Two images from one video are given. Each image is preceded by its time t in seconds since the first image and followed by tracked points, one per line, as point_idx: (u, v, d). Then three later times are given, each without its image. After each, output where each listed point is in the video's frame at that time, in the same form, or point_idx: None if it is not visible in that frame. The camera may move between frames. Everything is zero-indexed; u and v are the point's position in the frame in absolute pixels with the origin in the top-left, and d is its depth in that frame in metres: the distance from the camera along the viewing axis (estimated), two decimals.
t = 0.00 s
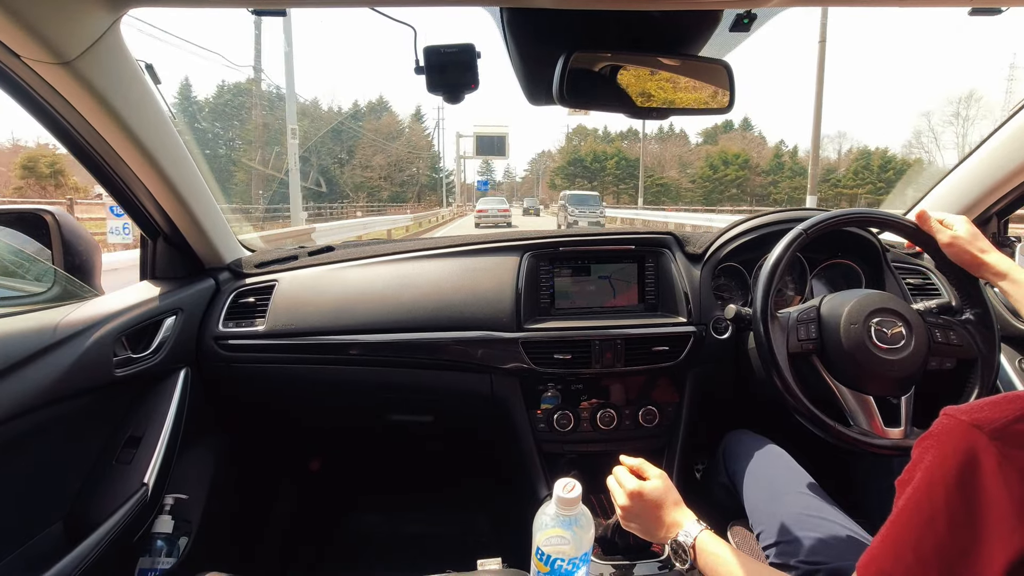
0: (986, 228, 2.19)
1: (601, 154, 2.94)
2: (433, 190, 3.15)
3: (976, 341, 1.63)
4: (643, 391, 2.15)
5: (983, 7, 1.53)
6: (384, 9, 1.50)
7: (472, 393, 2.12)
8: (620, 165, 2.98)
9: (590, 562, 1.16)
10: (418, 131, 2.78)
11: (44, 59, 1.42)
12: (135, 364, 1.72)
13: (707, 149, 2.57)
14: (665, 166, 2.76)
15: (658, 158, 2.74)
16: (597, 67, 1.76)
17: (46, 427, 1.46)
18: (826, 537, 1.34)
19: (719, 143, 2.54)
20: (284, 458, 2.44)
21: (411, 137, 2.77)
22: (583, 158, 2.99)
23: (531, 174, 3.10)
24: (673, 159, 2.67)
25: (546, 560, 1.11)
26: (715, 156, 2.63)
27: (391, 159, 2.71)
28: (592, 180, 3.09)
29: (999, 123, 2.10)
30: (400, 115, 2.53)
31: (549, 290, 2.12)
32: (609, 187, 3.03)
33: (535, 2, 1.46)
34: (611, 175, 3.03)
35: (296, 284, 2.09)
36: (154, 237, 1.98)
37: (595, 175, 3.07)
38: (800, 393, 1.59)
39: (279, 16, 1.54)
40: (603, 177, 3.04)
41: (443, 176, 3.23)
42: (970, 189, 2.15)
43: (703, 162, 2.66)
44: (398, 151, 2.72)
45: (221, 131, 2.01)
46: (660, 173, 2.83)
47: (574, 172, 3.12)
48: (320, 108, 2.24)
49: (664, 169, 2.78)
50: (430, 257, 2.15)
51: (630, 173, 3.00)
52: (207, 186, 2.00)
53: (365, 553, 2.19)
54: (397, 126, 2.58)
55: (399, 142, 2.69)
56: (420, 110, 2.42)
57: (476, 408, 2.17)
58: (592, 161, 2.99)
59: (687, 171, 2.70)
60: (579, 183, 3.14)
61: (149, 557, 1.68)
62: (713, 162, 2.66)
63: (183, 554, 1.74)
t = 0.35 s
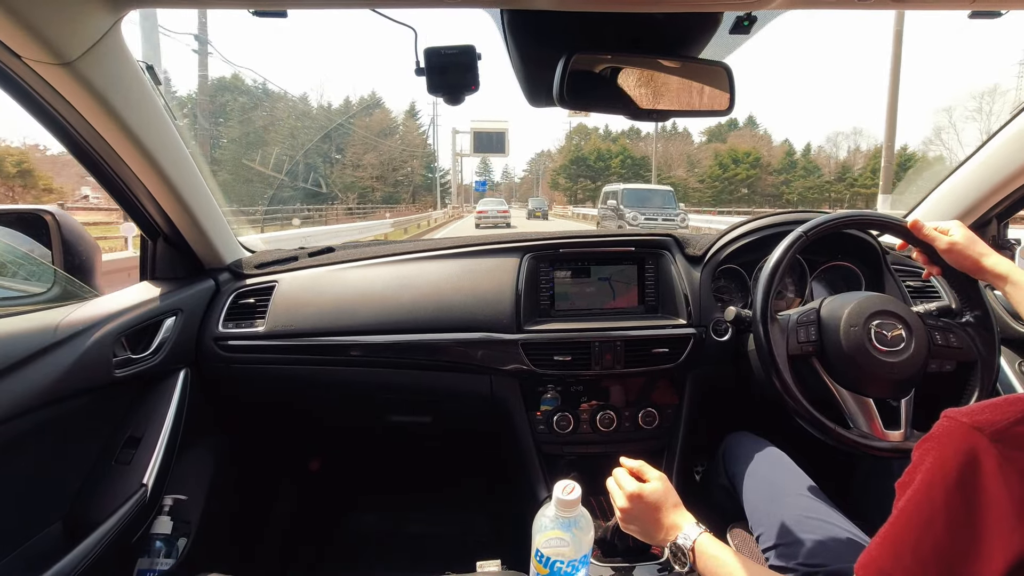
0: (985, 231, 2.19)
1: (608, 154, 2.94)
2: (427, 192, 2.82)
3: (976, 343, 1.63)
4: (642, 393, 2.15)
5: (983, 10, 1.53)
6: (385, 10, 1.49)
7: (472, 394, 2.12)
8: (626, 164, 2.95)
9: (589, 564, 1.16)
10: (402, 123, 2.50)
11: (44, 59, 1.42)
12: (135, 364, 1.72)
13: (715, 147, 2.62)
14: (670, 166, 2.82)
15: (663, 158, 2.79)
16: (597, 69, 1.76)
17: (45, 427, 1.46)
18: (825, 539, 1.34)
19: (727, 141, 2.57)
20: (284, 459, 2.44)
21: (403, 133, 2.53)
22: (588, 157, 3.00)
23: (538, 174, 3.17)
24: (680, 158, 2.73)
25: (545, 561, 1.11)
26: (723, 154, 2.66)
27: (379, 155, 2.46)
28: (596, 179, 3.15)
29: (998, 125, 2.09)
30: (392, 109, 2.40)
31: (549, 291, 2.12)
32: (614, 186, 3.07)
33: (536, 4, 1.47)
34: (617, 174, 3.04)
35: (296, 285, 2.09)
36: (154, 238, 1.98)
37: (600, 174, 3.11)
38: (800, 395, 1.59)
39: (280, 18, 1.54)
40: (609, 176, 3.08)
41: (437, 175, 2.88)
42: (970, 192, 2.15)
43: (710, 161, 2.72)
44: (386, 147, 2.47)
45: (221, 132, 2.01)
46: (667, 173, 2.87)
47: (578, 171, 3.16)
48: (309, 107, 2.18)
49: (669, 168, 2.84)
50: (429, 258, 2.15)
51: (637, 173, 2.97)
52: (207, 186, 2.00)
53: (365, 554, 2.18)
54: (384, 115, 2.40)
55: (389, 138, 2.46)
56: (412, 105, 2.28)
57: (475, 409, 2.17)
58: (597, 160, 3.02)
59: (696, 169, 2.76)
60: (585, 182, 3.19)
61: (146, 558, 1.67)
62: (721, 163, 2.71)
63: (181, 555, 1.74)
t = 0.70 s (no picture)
0: (985, 234, 2.19)
1: (611, 152, 2.68)
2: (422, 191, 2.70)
3: (975, 342, 1.63)
4: (642, 395, 2.14)
5: (982, 14, 1.53)
6: (385, 11, 1.50)
7: (472, 396, 2.12)
8: (633, 162, 2.69)
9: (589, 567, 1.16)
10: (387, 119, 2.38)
11: (46, 59, 1.42)
12: (134, 365, 1.72)
13: (726, 143, 2.48)
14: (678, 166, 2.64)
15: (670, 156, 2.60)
16: (598, 71, 1.76)
17: (44, 427, 1.46)
18: (824, 542, 1.34)
19: (739, 137, 2.46)
20: (283, 461, 2.43)
21: (393, 130, 2.42)
22: (589, 155, 2.70)
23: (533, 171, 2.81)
24: (687, 158, 2.58)
25: (545, 563, 1.11)
26: (735, 148, 2.55)
27: (369, 153, 2.43)
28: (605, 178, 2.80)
29: (999, 128, 2.08)
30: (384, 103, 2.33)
31: (548, 293, 2.12)
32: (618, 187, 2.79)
33: (537, 5, 1.46)
34: (623, 174, 2.76)
35: (297, 286, 2.09)
36: (154, 239, 1.98)
37: (604, 173, 2.79)
38: (800, 399, 1.59)
39: (280, 19, 1.54)
40: (614, 177, 2.78)
41: (432, 174, 2.73)
42: (970, 195, 2.15)
43: (722, 154, 2.58)
44: (377, 143, 2.42)
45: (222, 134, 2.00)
46: (672, 172, 2.68)
47: (579, 170, 2.84)
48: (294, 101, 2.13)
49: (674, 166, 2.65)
50: (429, 259, 2.14)
51: (643, 172, 2.73)
52: (208, 188, 2.00)
53: (363, 556, 2.18)
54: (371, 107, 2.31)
55: (381, 134, 2.40)
56: (406, 99, 2.27)
57: (475, 411, 2.17)
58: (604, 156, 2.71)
59: (705, 168, 2.63)
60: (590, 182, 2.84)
61: (145, 559, 1.66)
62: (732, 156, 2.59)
63: (179, 557, 1.73)
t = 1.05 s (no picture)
0: (983, 235, 2.19)
1: (618, 151, 2.61)
2: (416, 191, 2.68)
3: (974, 342, 1.63)
4: (641, 397, 2.14)
5: (979, 15, 1.53)
6: (384, 14, 1.50)
7: (471, 398, 2.12)
8: (642, 160, 2.68)
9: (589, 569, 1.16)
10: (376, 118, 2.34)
11: (45, 63, 1.42)
12: (132, 368, 1.72)
13: (739, 140, 2.41)
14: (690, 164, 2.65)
15: (683, 154, 2.62)
16: (596, 73, 1.76)
17: (43, 430, 1.46)
18: (823, 542, 1.34)
19: (752, 133, 2.39)
20: (282, 463, 2.43)
21: (387, 128, 2.37)
22: (595, 152, 2.64)
23: (536, 168, 2.76)
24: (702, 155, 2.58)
25: (544, 566, 1.11)
26: (749, 146, 2.49)
27: (358, 149, 2.39)
28: (610, 176, 2.75)
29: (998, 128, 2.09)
30: (375, 98, 2.25)
31: (547, 295, 2.12)
32: (625, 185, 2.77)
33: (535, 6, 1.46)
34: (630, 172, 2.72)
35: (296, 288, 2.09)
36: (153, 241, 1.98)
37: (610, 171, 2.73)
38: (799, 400, 1.60)
39: (279, 21, 1.54)
40: (619, 175, 2.74)
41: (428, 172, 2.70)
42: (969, 196, 2.15)
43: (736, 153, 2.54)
44: (368, 138, 2.39)
45: (220, 137, 2.00)
46: (685, 169, 2.69)
47: (585, 168, 2.77)
48: (282, 98, 2.08)
49: (682, 163, 2.67)
50: (428, 261, 2.14)
51: (654, 171, 2.73)
52: (207, 190, 2.00)
53: (363, 558, 2.18)
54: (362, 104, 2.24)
55: (374, 128, 2.35)
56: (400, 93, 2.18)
57: (474, 413, 2.17)
58: (609, 154, 2.64)
59: (717, 165, 2.59)
60: (594, 180, 2.80)
61: (144, 562, 1.68)
62: (746, 153, 2.53)
63: (179, 560, 1.74)
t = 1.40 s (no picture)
0: (982, 232, 2.19)
1: (631, 145, 2.58)
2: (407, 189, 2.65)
3: (975, 340, 1.63)
4: (642, 396, 2.14)
5: (977, 12, 1.53)
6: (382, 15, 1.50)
7: (472, 398, 2.12)
8: (653, 155, 2.64)
9: (589, 568, 1.16)
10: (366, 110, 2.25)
11: (43, 66, 1.42)
12: (133, 371, 1.72)
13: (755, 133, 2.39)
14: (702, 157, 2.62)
15: (695, 149, 2.59)
16: (594, 72, 1.76)
17: (44, 433, 1.46)
18: (824, 540, 1.34)
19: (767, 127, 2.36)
20: (283, 464, 2.43)
21: (380, 119, 2.32)
22: (603, 147, 2.60)
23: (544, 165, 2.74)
24: (714, 150, 2.58)
25: (546, 565, 1.11)
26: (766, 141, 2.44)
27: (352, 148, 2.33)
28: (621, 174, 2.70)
29: (996, 126, 2.08)
30: (366, 89, 2.16)
31: (547, 295, 2.12)
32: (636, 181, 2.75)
33: (533, 7, 1.46)
34: (640, 167, 2.68)
35: (296, 290, 2.09)
36: (152, 244, 1.98)
37: (619, 167, 2.69)
38: (800, 398, 1.60)
39: (277, 24, 1.54)
40: (629, 169, 2.68)
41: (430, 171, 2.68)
42: (969, 193, 2.15)
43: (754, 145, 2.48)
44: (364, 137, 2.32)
45: (219, 140, 2.00)
46: (698, 164, 2.66)
47: (593, 164, 2.71)
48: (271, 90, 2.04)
49: (697, 158, 2.64)
50: (428, 262, 2.14)
51: (667, 168, 2.69)
52: (207, 193, 2.01)
53: (364, 559, 2.18)
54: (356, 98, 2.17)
55: (365, 121, 2.27)
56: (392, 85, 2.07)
57: (475, 413, 2.17)
58: (620, 149, 2.60)
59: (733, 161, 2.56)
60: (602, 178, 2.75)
61: (146, 564, 1.68)
62: (763, 147, 2.48)
63: (181, 563, 1.74)
